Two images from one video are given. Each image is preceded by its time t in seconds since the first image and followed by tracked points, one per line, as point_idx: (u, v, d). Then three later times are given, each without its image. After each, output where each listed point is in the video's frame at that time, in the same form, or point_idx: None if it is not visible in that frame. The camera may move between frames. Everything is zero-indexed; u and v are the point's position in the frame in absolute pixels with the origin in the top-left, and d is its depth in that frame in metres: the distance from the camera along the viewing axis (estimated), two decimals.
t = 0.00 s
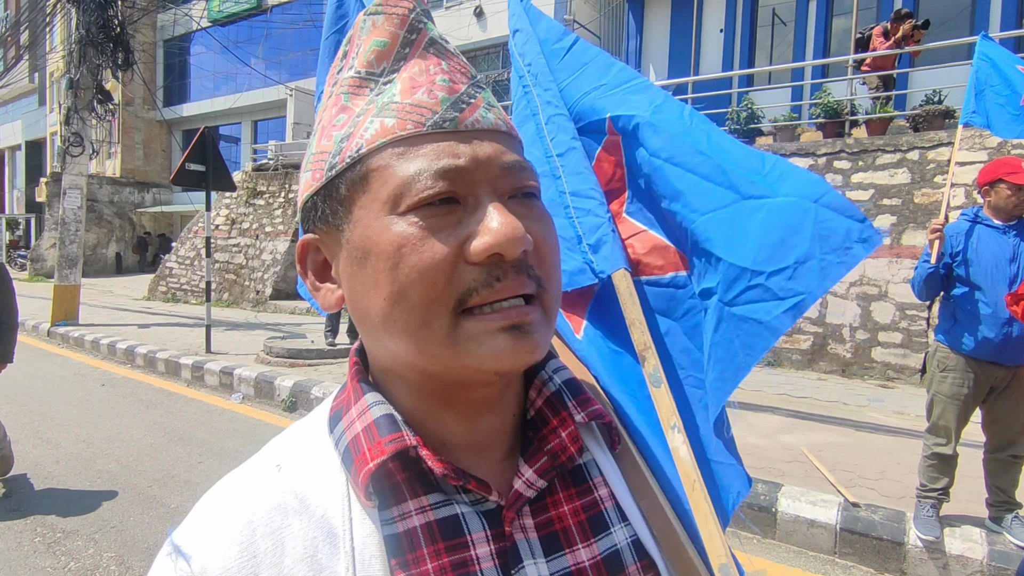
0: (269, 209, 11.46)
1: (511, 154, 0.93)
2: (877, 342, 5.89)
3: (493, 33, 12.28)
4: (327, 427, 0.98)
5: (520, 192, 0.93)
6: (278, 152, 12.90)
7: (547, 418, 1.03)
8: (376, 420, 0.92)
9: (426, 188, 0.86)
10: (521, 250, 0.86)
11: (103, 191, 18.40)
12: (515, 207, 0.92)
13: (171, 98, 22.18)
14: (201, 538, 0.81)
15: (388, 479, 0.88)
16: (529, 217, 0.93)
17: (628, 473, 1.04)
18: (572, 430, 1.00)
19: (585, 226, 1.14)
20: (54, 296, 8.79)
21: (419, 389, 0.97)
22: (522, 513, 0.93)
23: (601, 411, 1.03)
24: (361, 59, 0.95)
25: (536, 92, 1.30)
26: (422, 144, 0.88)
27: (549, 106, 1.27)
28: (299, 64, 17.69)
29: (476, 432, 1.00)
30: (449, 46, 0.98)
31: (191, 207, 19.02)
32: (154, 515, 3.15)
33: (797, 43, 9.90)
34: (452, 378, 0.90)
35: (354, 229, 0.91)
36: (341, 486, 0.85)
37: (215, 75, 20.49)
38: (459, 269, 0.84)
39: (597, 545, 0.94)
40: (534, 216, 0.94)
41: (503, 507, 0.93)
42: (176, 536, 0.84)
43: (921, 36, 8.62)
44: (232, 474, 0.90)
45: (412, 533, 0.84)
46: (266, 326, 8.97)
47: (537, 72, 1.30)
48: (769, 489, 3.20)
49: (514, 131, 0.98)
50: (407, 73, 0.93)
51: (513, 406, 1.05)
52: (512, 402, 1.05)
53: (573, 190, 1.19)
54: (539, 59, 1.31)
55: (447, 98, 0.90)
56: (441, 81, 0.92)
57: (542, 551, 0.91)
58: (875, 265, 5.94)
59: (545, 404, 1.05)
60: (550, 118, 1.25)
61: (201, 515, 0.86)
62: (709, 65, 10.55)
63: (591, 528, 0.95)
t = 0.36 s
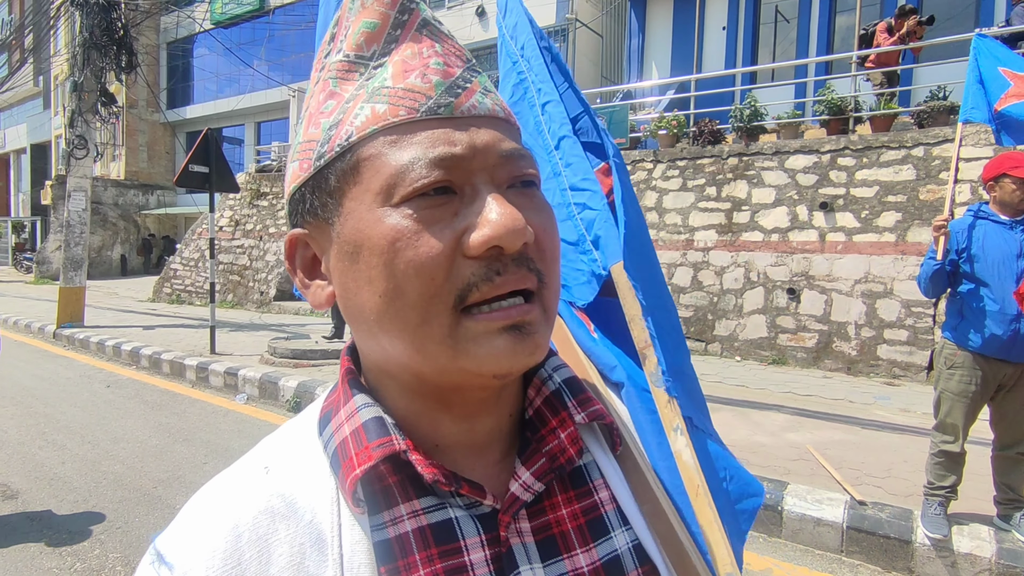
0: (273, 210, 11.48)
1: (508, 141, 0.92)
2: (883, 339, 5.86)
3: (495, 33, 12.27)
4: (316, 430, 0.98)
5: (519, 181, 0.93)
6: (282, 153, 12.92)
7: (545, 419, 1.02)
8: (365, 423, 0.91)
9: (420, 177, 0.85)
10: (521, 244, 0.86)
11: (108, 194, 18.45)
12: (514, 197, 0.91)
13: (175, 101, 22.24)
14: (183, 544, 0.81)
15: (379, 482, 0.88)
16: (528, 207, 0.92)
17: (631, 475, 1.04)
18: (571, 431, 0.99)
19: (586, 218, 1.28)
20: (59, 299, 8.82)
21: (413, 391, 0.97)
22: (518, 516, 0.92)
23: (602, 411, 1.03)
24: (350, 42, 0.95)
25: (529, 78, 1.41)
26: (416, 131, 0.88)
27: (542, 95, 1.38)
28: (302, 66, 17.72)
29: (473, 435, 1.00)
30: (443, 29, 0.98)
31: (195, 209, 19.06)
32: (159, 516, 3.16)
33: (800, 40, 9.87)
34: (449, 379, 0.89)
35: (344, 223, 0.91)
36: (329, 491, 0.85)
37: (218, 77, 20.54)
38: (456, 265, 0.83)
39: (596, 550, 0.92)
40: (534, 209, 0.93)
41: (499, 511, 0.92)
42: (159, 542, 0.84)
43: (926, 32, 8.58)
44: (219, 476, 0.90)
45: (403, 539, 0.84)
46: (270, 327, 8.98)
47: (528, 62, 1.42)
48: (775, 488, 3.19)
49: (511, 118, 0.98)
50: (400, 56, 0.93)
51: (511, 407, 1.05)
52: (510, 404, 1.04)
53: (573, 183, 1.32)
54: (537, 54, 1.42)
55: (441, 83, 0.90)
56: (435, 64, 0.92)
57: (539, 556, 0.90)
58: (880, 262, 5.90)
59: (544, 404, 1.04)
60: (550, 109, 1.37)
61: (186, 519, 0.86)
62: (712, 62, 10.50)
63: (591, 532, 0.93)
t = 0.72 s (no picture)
0: (273, 211, 11.48)
1: (511, 143, 0.91)
2: (885, 337, 5.85)
3: (495, 33, 12.24)
4: (316, 430, 0.98)
5: (519, 185, 0.92)
6: (282, 154, 12.91)
7: (548, 422, 1.02)
8: (366, 424, 0.90)
9: (420, 180, 0.85)
10: (524, 248, 0.85)
11: (109, 196, 18.48)
12: (515, 199, 0.90)
13: (175, 102, 22.26)
14: (177, 539, 0.81)
15: (379, 483, 0.87)
16: (529, 212, 0.91)
17: (637, 477, 1.02)
18: (574, 435, 0.99)
19: (595, 214, 1.31)
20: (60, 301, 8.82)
21: (413, 392, 0.97)
22: (522, 522, 0.91)
23: (606, 414, 1.02)
24: (353, 40, 0.94)
25: (539, 70, 1.44)
26: (416, 132, 0.87)
27: (552, 90, 1.42)
28: (301, 66, 17.70)
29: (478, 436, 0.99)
30: (448, 26, 0.98)
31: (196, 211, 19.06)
32: (161, 517, 3.16)
33: (800, 38, 9.85)
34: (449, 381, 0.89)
35: (343, 226, 0.90)
36: (328, 490, 0.85)
37: (218, 78, 20.57)
38: (456, 268, 0.82)
39: (600, 555, 0.92)
40: (536, 214, 0.92)
41: (502, 517, 0.91)
42: (153, 538, 0.84)
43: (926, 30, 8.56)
44: (215, 473, 0.90)
45: (404, 539, 0.83)
46: (272, 328, 8.98)
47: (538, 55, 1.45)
48: (777, 487, 3.18)
49: (517, 117, 0.96)
50: (402, 54, 0.92)
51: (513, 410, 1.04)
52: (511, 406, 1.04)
53: (583, 178, 1.35)
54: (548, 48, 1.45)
55: (444, 82, 0.89)
56: (438, 63, 0.91)
57: (544, 563, 0.90)
58: (882, 260, 5.89)
59: (546, 407, 1.04)
60: (559, 104, 1.39)
61: (180, 514, 0.85)
62: (712, 60, 10.48)
63: (596, 536, 0.93)
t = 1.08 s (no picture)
0: (273, 211, 11.48)
1: (494, 140, 0.88)
2: (886, 336, 5.84)
3: (495, 32, 12.23)
4: (331, 421, 0.98)
5: (506, 184, 0.89)
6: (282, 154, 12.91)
7: (562, 419, 1.01)
8: (380, 416, 0.89)
9: (392, 184, 0.85)
10: (495, 258, 0.82)
11: (109, 196, 18.47)
12: (499, 203, 0.87)
13: (175, 103, 22.25)
14: (201, 513, 0.83)
15: (395, 473, 0.86)
16: (518, 215, 0.88)
17: (652, 478, 1.00)
18: (588, 432, 0.98)
19: (606, 212, 1.30)
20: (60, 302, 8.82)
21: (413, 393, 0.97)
22: (535, 520, 0.91)
23: (620, 412, 1.01)
24: (347, 40, 0.96)
25: (547, 68, 1.48)
26: (392, 135, 0.86)
27: (562, 87, 1.45)
28: (301, 66, 17.68)
29: (481, 434, 0.97)
30: (436, 17, 0.94)
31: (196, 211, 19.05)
32: (161, 518, 3.16)
33: (800, 37, 9.85)
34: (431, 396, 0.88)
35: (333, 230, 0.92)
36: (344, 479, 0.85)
37: (218, 79, 20.57)
38: (425, 279, 0.82)
39: (616, 555, 0.90)
40: (525, 216, 0.89)
41: (515, 514, 0.90)
42: (177, 514, 0.85)
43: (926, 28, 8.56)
44: (237, 457, 0.93)
45: (421, 529, 0.82)
46: (272, 328, 8.98)
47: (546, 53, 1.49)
48: (778, 487, 3.18)
49: (509, 108, 0.92)
50: (385, 51, 0.92)
51: (527, 407, 1.03)
52: (524, 405, 1.02)
53: (593, 177, 1.36)
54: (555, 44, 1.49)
55: (421, 79, 0.87)
56: (418, 59, 0.89)
57: (558, 562, 0.88)
58: (883, 258, 5.88)
59: (560, 404, 1.03)
60: (569, 102, 1.42)
61: (201, 495, 0.87)
62: (712, 59, 10.46)
63: (611, 536, 0.92)
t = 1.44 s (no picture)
0: (274, 211, 11.49)
1: (530, 133, 0.89)
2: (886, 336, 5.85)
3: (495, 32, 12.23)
4: (337, 427, 0.98)
5: (543, 178, 0.91)
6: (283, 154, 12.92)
7: (574, 424, 1.02)
8: (388, 423, 0.90)
9: (433, 176, 0.84)
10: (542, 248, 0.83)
11: (110, 196, 18.48)
12: (538, 194, 0.89)
13: (175, 102, 22.27)
14: (201, 536, 0.83)
15: (402, 482, 0.87)
16: (551, 206, 0.90)
17: (660, 482, 1.01)
18: (600, 437, 0.99)
19: (613, 212, 1.30)
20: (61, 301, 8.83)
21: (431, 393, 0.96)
22: (547, 526, 0.91)
23: (632, 417, 1.01)
24: (367, 28, 0.94)
25: (554, 63, 1.48)
26: (431, 125, 0.86)
27: (568, 84, 1.45)
28: (302, 66, 17.68)
29: (493, 434, 0.98)
30: (466, 12, 0.95)
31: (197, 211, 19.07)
32: (162, 517, 3.16)
33: (801, 37, 9.86)
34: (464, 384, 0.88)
35: (359, 223, 0.91)
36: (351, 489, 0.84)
37: (218, 78, 20.59)
38: (470, 270, 0.81)
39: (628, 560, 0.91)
40: (560, 208, 0.91)
41: (526, 521, 0.90)
42: (177, 534, 0.87)
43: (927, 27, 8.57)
44: (241, 469, 0.93)
45: (430, 540, 0.82)
46: (272, 328, 8.99)
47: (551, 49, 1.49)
48: (779, 486, 3.18)
49: (538, 105, 0.94)
50: (416, 42, 0.91)
51: (538, 410, 1.04)
52: (535, 407, 1.03)
53: (600, 175, 1.35)
54: (562, 39, 1.49)
55: (459, 71, 0.88)
56: (454, 51, 0.90)
57: (569, 567, 0.89)
58: (884, 258, 5.88)
59: (571, 408, 1.04)
60: (574, 100, 1.42)
61: (202, 514, 0.87)
62: (713, 58, 10.46)
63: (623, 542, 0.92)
